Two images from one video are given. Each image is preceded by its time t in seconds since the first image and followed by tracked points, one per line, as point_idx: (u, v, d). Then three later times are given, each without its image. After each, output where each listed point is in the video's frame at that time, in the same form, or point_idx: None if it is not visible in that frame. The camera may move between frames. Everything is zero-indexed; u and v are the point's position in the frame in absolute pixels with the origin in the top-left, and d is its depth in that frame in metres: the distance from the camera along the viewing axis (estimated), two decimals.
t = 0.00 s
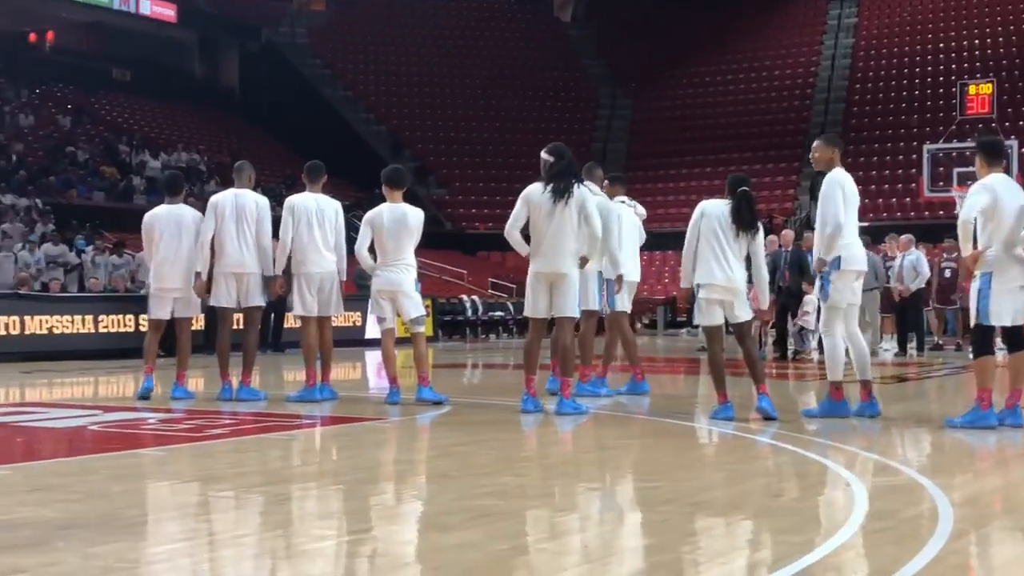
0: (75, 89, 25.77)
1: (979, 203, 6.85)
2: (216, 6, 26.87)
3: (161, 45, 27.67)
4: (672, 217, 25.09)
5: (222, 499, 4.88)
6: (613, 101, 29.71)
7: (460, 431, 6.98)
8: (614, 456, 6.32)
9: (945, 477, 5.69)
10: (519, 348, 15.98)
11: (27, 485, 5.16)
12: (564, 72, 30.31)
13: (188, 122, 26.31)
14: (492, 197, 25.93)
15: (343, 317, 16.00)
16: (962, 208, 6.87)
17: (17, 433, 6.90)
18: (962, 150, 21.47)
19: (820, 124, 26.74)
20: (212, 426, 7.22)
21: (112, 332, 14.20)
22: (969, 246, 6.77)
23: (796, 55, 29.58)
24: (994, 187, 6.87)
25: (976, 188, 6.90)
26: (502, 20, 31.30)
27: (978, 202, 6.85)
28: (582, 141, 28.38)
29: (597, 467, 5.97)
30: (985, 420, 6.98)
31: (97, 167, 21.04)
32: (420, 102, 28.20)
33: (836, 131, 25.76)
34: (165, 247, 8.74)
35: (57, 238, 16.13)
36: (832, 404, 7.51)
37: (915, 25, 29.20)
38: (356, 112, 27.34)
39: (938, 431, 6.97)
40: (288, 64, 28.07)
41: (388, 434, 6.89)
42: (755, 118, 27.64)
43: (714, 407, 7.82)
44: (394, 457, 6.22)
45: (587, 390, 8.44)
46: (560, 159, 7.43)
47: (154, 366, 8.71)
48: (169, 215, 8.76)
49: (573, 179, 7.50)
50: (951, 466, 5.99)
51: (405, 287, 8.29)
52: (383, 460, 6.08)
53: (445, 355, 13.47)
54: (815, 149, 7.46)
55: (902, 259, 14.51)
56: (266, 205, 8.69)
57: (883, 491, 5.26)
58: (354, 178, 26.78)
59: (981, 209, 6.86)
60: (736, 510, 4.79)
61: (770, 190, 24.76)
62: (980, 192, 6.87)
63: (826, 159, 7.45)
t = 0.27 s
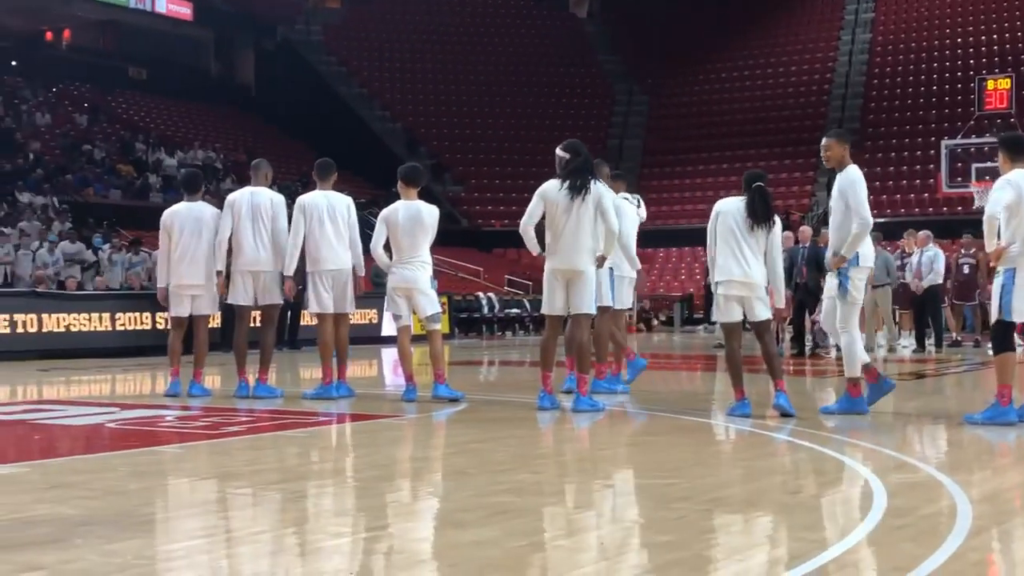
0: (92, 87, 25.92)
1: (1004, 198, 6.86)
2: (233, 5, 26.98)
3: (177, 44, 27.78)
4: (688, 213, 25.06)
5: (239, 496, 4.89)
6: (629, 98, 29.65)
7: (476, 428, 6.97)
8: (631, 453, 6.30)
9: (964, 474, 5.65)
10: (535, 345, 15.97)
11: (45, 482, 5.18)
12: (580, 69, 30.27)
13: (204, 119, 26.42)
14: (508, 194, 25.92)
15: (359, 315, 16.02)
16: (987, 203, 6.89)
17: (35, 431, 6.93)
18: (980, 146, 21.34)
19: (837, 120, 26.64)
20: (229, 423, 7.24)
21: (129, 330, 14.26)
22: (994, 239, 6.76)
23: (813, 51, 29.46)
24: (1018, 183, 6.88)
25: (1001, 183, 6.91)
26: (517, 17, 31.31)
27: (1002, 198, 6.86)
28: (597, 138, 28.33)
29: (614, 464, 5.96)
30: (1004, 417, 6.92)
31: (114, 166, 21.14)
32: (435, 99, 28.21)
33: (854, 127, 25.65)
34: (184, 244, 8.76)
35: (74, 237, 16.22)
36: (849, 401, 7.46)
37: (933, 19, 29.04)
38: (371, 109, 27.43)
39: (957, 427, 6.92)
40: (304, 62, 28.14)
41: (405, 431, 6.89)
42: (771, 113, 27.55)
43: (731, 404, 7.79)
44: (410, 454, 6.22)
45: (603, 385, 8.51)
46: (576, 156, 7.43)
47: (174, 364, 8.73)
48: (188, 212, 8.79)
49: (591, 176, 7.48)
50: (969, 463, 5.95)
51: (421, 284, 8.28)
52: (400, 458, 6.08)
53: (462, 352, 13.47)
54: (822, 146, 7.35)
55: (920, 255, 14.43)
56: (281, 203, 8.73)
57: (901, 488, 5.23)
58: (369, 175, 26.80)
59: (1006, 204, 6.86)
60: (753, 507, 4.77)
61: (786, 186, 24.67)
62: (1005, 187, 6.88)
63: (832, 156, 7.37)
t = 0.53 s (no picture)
0: (102, 87, 26.03)
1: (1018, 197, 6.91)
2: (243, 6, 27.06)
3: (187, 45, 27.84)
4: (697, 213, 25.04)
5: (251, 496, 4.91)
6: (638, 97, 29.62)
7: (485, 428, 6.97)
8: (640, 454, 6.30)
9: (975, 473, 5.64)
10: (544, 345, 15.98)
11: (57, 482, 5.21)
12: (590, 68, 30.25)
13: (214, 119, 26.50)
14: (517, 194, 25.92)
15: (369, 315, 16.05)
16: (1002, 202, 6.95)
17: (47, 430, 6.96)
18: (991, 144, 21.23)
19: (847, 119, 26.59)
20: (239, 423, 7.26)
21: (139, 330, 14.31)
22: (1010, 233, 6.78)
23: (823, 50, 29.40)
24: None
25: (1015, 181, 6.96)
26: (527, 17, 31.34)
27: (1017, 195, 6.92)
28: (607, 138, 28.30)
29: (623, 463, 5.96)
30: (1015, 416, 6.90)
31: (124, 166, 21.21)
32: (444, 99, 28.24)
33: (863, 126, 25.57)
34: (193, 244, 8.79)
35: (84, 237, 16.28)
36: (860, 400, 7.44)
37: (944, 18, 28.93)
38: (381, 110, 27.42)
39: (968, 427, 6.90)
40: (314, 62, 28.20)
41: (414, 431, 6.90)
42: (780, 112, 27.51)
43: (741, 404, 7.77)
44: (420, 454, 6.22)
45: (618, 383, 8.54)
46: (586, 156, 7.44)
47: (186, 365, 8.76)
48: (197, 212, 8.82)
49: (600, 176, 7.49)
50: (981, 463, 5.93)
51: (431, 284, 8.30)
52: (409, 457, 6.09)
53: (471, 352, 13.48)
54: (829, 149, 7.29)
55: (930, 254, 14.40)
56: (290, 203, 8.71)
57: (912, 488, 5.22)
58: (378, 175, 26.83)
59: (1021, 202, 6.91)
60: (763, 507, 4.76)
61: (796, 186, 24.64)
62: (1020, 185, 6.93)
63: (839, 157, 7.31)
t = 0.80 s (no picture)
0: (108, 89, 26.07)
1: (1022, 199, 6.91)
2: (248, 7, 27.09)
3: (192, 46, 27.85)
4: (701, 214, 25.05)
5: (256, 497, 4.91)
6: (643, 99, 29.63)
7: (489, 430, 6.98)
8: (644, 455, 6.29)
9: (980, 475, 5.63)
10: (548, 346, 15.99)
11: (62, 483, 5.22)
12: (594, 70, 30.25)
13: (219, 120, 26.54)
14: (521, 196, 25.93)
15: (373, 316, 16.07)
16: (1007, 204, 6.93)
17: (52, 432, 6.97)
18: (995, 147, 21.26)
19: (851, 120, 26.58)
20: (244, 424, 7.27)
21: (144, 331, 14.33)
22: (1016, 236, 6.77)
23: (828, 52, 29.39)
24: None
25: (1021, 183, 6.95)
26: (531, 19, 31.37)
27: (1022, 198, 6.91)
28: (611, 140, 28.30)
29: (628, 465, 5.95)
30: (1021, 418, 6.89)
31: (129, 167, 21.26)
32: (449, 101, 28.26)
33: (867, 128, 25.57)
34: (197, 246, 8.80)
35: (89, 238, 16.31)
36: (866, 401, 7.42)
37: (948, 20, 28.92)
38: (386, 112, 27.52)
39: (973, 429, 6.89)
40: (319, 64, 28.25)
41: (419, 433, 6.90)
42: (785, 113, 27.50)
43: (746, 405, 7.76)
44: (424, 455, 6.23)
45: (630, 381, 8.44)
46: (589, 157, 7.44)
47: (191, 367, 8.77)
48: (200, 214, 8.82)
49: (603, 178, 7.49)
50: (986, 464, 5.92)
51: (435, 285, 8.32)
52: (414, 459, 6.10)
53: (476, 353, 13.48)
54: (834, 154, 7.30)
55: (935, 255, 14.39)
56: (295, 206, 8.74)
57: (918, 490, 5.21)
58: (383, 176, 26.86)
59: None
60: (768, 508, 4.76)
61: (801, 187, 24.64)
62: None
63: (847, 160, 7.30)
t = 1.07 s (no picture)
0: (108, 92, 26.08)
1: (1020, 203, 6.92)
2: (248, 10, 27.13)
3: (192, 49, 27.83)
4: (701, 218, 25.06)
5: (256, 500, 4.91)
6: (642, 102, 29.65)
7: (489, 433, 6.98)
8: (643, 458, 6.30)
9: (979, 479, 5.63)
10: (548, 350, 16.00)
11: (62, 486, 5.22)
12: (594, 73, 30.28)
13: (219, 123, 26.54)
14: (522, 199, 25.95)
15: (374, 319, 16.09)
16: (1004, 208, 6.95)
17: (51, 435, 6.96)
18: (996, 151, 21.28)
19: (851, 124, 26.61)
20: (244, 427, 7.27)
21: (144, 334, 14.33)
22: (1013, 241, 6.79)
23: (828, 56, 29.39)
24: None
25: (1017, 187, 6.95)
26: (532, 22, 31.41)
27: (1019, 201, 6.91)
28: (611, 143, 28.29)
29: (627, 468, 5.96)
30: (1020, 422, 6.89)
31: (130, 170, 21.28)
32: (449, 104, 28.30)
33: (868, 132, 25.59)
34: (197, 249, 8.81)
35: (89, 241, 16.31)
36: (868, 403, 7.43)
37: (947, 24, 28.96)
38: (386, 115, 27.56)
39: (972, 432, 6.90)
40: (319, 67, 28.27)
41: (419, 435, 6.91)
42: (785, 117, 27.50)
43: (746, 409, 7.77)
44: (424, 458, 6.24)
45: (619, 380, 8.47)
46: (586, 161, 7.44)
47: (192, 370, 8.78)
48: (200, 217, 8.84)
49: (601, 181, 7.50)
50: (985, 468, 5.93)
51: (436, 288, 8.32)
52: (413, 462, 6.10)
53: (476, 356, 13.49)
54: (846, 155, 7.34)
55: (936, 259, 14.39)
56: (297, 208, 8.75)
57: (919, 493, 5.21)
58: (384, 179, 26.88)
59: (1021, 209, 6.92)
60: (768, 511, 4.76)
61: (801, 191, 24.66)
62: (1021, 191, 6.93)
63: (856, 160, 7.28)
